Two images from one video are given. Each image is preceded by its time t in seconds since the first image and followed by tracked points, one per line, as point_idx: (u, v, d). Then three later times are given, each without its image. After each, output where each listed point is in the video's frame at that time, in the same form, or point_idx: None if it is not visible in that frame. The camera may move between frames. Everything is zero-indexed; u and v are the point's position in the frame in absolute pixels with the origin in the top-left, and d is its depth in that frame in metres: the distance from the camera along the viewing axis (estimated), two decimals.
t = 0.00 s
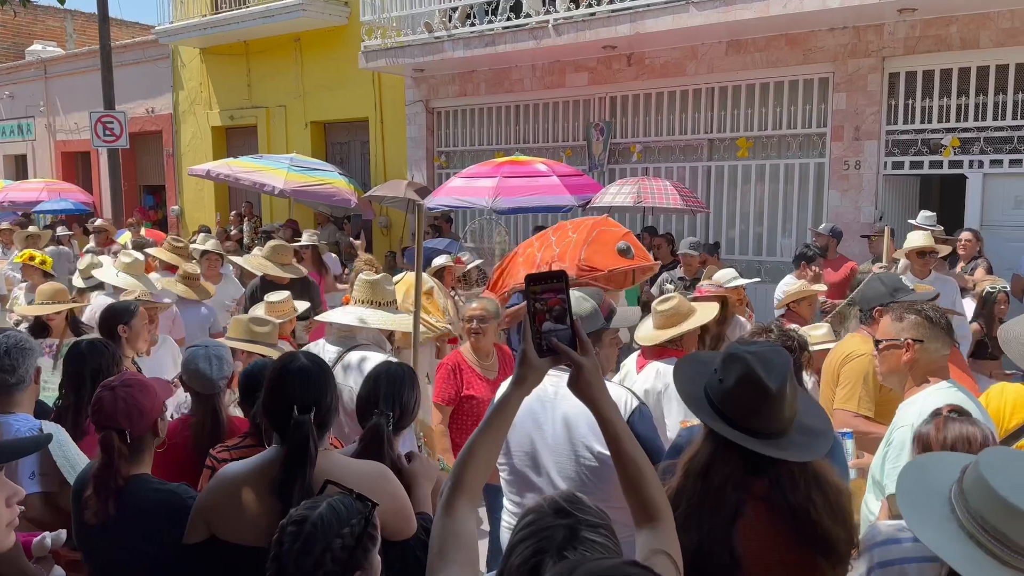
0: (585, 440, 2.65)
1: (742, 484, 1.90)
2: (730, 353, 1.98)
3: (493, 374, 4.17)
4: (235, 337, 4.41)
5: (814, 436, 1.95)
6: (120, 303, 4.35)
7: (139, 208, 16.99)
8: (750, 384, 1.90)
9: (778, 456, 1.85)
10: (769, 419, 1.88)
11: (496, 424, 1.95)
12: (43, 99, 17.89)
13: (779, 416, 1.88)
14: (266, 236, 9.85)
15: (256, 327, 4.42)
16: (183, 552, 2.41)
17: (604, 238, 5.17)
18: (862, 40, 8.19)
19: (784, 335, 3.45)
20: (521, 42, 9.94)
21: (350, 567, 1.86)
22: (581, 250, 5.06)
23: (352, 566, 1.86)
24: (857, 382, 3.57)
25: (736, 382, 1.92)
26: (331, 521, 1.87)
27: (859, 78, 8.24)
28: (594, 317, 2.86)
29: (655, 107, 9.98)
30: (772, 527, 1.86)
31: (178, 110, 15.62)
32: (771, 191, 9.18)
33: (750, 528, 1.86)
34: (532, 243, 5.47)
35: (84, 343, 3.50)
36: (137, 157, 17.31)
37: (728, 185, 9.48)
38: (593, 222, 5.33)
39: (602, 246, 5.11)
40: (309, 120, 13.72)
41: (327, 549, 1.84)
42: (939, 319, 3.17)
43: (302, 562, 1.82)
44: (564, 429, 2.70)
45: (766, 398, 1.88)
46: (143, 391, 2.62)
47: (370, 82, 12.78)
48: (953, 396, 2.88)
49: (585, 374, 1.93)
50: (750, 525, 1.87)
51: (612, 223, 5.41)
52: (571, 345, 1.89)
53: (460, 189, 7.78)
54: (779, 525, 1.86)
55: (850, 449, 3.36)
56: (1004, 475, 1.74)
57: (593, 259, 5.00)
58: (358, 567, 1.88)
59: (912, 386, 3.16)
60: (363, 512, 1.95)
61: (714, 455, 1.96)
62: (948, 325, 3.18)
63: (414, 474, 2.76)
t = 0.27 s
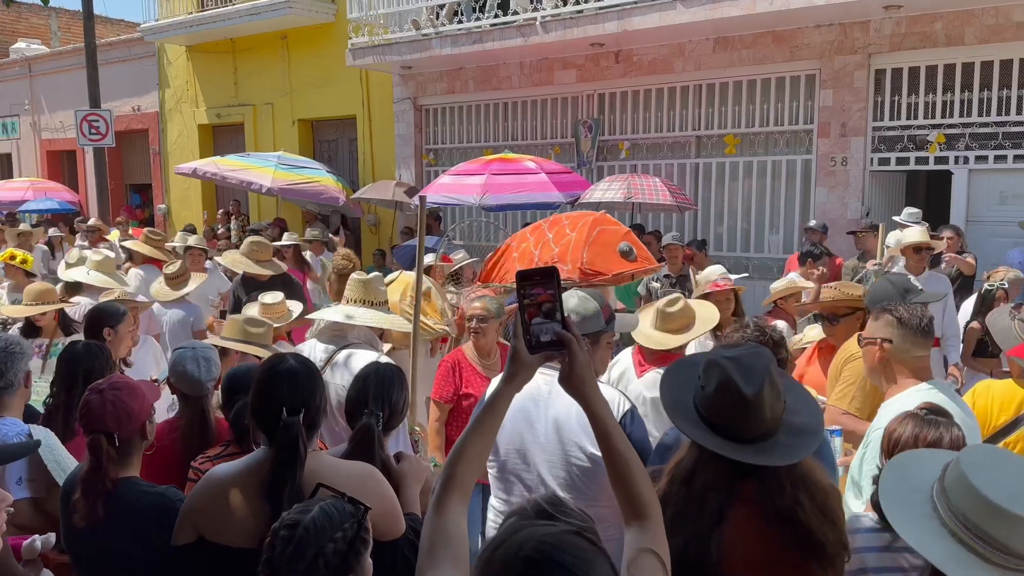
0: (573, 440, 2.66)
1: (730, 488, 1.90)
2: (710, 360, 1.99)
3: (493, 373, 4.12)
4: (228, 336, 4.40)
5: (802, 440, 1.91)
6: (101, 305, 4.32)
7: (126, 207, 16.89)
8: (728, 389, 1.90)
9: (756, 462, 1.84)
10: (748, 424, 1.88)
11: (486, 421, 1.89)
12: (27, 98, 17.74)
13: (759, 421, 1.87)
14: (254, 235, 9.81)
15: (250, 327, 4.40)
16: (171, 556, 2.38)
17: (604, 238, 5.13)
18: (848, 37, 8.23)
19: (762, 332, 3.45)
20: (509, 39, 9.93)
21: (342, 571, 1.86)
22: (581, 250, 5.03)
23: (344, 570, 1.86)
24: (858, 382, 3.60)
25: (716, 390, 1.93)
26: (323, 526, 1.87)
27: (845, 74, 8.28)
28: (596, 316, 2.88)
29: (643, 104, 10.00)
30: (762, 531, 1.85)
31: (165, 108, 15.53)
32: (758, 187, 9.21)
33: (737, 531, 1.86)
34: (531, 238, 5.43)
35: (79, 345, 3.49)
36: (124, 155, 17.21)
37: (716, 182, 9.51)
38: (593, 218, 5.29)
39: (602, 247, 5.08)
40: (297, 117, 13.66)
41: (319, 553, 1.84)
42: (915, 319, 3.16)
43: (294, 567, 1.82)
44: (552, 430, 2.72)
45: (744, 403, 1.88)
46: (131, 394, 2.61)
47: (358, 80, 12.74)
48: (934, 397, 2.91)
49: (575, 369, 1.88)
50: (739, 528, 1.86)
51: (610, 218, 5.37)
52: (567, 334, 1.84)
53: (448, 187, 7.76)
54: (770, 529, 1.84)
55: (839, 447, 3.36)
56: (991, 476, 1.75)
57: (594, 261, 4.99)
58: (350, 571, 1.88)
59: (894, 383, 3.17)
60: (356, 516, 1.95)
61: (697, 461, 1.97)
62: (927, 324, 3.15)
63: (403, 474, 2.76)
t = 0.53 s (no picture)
0: (563, 437, 2.68)
1: (725, 481, 1.92)
2: (712, 352, 2.01)
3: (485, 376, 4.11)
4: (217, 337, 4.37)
5: (798, 436, 1.93)
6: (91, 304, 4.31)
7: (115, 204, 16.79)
8: (730, 382, 1.92)
9: (753, 453, 1.86)
10: (747, 417, 1.89)
11: (483, 413, 1.88)
12: (14, 94, 17.60)
13: (758, 414, 1.88)
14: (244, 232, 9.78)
15: (235, 328, 4.39)
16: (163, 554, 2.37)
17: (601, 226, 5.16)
18: (838, 33, 8.25)
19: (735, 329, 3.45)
20: (499, 35, 9.91)
21: (337, 568, 1.86)
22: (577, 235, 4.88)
23: (338, 567, 1.86)
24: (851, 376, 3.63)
25: (717, 382, 1.94)
26: (316, 523, 1.86)
27: (835, 70, 8.30)
28: (598, 313, 2.85)
29: (633, 100, 10.01)
30: (756, 524, 1.86)
31: (153, 104, 15.44)
32: (748, 183, 9.24)
33: (727, 525, 1.88)
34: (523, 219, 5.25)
35: (70, 343, 3.47)
36: (112, 152, 17.10)
37: (706, 177, 9.53)
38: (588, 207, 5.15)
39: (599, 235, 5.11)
40: (286, 113, 13.60)
41: (313, 550, 1.83)
42: (891, 316, 3.18)
43: (288, 565, 1.81)
44: (544, 427, 2.73)
45: (744, 395, 1.89)
46: (123, 393, 2.58)
47: (348, 76, 12.70)
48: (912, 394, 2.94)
49: (573, 359, 1.85)
50: (732, 523, 1.87)
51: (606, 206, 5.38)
52: (563, 323, 1.80)
53: (437, 183, 7.75)
54: (761, 525, 1.85)
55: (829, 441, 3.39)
56: (981, 471, 1.77)
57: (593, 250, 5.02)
58: (345, 568, 1.88)
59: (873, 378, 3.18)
60: (349, 512, 1.95)
61: (695, 448, 2.00)
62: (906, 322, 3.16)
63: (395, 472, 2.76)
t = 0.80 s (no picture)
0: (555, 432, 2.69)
1: (720, 471, 1.93)
2: (715, 343, 2.04)
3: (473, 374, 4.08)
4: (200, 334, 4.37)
5: (793, 430, 1.94)
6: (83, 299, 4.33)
7: (106, 199, 16.72)
8: (729, 372, 1.95)
9: (748, 442, 1.88)
10: (743, 406, 1.91)
11: (480, 404, 1.88)
12: (3, 89, 17.49)
13: (754, 403, 1.91)
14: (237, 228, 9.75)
15: (218, 323, 4.38)
16: (155, 549, 2.35)
17: (593, 207, 5.15)
18: (830, 27, 8.26)
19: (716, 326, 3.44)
20: (491, 29, 9.89)
21: (330, 559, 1.86)
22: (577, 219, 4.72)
23: (331, 558, 1.86)
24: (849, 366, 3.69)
25: (717, 371, 1.97)
26: (308, 515, 1.87)
27: (827, 64, 8.31)
28: (591, 306, 2.85)
29: (626, 95, 10.01)
30: (750, 514, 1.86)
31: (144, 99, 15.38)
32: (741, 177, 9.25)
33: (721, 514, 1.88)
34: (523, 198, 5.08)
35: (63, 340, 3.45)
36: (103, 147, 17.02)
37: (699, 171, 9.55)
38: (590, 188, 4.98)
39: (591, 216, 5.11)
40: (278, 108, 13.56)
41: (305, 542, 1.84)
42: (877, 308, 3.20)
43: (281, 559, 1.82)
44: (536, 423, 2.73)
45: (743, 384, 1.92)
46: (116, 388, 2.58)
47: (340, 70, 12.66)
48: (898, 386, 2.96)
49: (570, 349, 1.84)
50: (723, 513, 1.88)
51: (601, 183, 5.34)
52: (558, 310, 1.80)
53: (428, 177, 7.74)
54: (752, 517, 1.85)
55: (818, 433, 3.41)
56: (961, 461, 1.75)
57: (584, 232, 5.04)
58: (337, 559, 1.88)
59: (860, 370, 3.20)
60: (340, 504, 1.95)
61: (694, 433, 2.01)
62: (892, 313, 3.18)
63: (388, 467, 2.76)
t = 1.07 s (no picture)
0: (550, 424, 2.70)
1: (715, 460, 1.94)
2: (712, 332, 2.04)
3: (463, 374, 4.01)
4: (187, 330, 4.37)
5: (789, 419, 1.95)
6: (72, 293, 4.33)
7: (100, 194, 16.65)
8: (724, 360, 1.95)
9: (744, 430, 1.89)
10: (739, 395, 1.91)
11: (476, 395, 1.87)
12: None
13: (751, 392, 1.91)
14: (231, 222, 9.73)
15: (203, 318, 4.38)
16: (151, 541, 2.34)
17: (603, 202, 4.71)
18: (824, 19, 8.25)
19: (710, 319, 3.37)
20: (486, 22, 9.86)
21: (318, 549, 1.86)
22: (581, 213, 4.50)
23: (320, 548, 1.86)
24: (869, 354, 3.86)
25: (713, 360, 1.97)
26: (295, 507, 1.86)
27: (821, 56, 8.30)
28: (585, 298, 2.84)
29: (620, 88, 9.99)
30: (745, 501, 1.89)
31: (137, 93, 15.31)
32: (736, 170, 9.25)
33: (717, 501, 1.90)
34: (528, 185, 4.86)
35: (55, 335, 3.43)
36: (96, 142, 16.94)
37: (693, 164, 9.54)
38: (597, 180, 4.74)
39: (602, 212, 4.66)
40: (272, 101, 13.51)
41: (293, 533, 1.83)
42: (873, 299, 3.18)
43: (269, 552, 1.81)
44: (532, 415, 2.73)
45: (739, 372, 1.92)
46: (110, 380, 2.56)
47: (334, 64, 12.62)
48: (890, 377, 2.96)
49: (567, 341, 1.84)
50: (719, 501, 1.90)
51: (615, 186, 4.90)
52: (553, 302, 1.79)
53: (422, 171, 7.73)
54: (747, 501, 1.89)
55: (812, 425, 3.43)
56: (959, 454, 1.74)
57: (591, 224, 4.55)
58: (327, 548, 1.88)
59: (856, 362, 3.20)
60: (326, 493, 1.94)
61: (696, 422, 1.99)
62: (888, 306, 3.17)
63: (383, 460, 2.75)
